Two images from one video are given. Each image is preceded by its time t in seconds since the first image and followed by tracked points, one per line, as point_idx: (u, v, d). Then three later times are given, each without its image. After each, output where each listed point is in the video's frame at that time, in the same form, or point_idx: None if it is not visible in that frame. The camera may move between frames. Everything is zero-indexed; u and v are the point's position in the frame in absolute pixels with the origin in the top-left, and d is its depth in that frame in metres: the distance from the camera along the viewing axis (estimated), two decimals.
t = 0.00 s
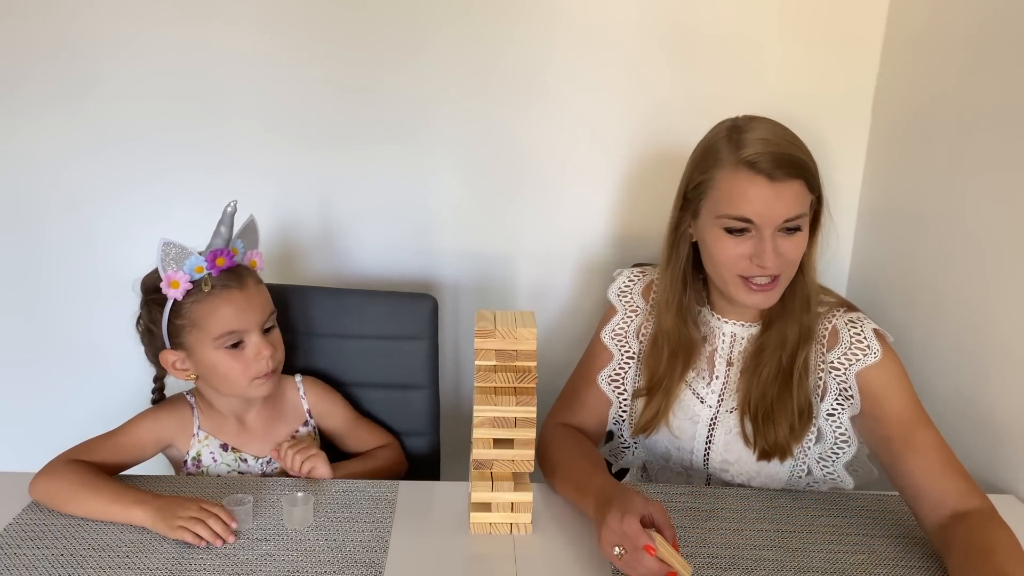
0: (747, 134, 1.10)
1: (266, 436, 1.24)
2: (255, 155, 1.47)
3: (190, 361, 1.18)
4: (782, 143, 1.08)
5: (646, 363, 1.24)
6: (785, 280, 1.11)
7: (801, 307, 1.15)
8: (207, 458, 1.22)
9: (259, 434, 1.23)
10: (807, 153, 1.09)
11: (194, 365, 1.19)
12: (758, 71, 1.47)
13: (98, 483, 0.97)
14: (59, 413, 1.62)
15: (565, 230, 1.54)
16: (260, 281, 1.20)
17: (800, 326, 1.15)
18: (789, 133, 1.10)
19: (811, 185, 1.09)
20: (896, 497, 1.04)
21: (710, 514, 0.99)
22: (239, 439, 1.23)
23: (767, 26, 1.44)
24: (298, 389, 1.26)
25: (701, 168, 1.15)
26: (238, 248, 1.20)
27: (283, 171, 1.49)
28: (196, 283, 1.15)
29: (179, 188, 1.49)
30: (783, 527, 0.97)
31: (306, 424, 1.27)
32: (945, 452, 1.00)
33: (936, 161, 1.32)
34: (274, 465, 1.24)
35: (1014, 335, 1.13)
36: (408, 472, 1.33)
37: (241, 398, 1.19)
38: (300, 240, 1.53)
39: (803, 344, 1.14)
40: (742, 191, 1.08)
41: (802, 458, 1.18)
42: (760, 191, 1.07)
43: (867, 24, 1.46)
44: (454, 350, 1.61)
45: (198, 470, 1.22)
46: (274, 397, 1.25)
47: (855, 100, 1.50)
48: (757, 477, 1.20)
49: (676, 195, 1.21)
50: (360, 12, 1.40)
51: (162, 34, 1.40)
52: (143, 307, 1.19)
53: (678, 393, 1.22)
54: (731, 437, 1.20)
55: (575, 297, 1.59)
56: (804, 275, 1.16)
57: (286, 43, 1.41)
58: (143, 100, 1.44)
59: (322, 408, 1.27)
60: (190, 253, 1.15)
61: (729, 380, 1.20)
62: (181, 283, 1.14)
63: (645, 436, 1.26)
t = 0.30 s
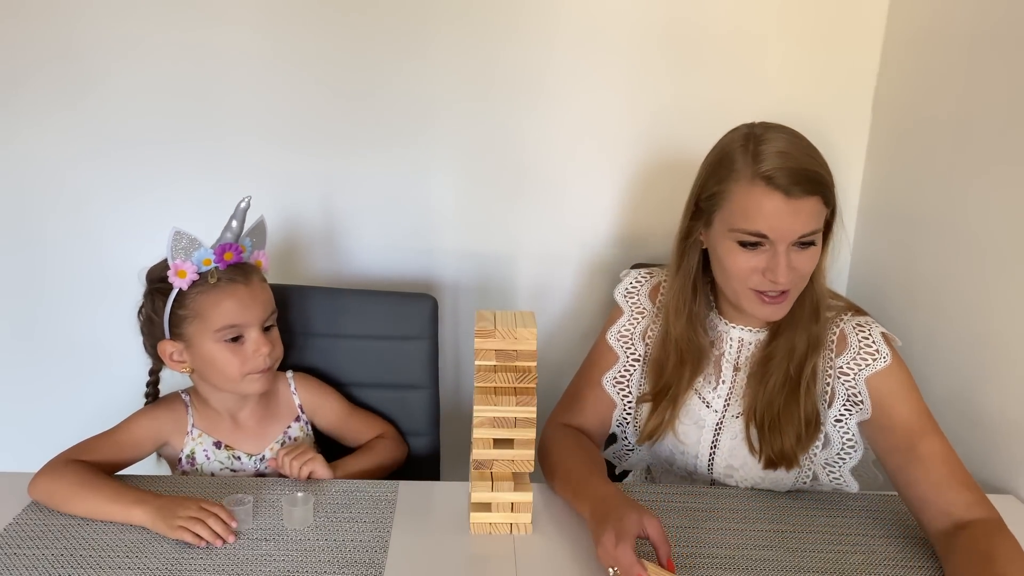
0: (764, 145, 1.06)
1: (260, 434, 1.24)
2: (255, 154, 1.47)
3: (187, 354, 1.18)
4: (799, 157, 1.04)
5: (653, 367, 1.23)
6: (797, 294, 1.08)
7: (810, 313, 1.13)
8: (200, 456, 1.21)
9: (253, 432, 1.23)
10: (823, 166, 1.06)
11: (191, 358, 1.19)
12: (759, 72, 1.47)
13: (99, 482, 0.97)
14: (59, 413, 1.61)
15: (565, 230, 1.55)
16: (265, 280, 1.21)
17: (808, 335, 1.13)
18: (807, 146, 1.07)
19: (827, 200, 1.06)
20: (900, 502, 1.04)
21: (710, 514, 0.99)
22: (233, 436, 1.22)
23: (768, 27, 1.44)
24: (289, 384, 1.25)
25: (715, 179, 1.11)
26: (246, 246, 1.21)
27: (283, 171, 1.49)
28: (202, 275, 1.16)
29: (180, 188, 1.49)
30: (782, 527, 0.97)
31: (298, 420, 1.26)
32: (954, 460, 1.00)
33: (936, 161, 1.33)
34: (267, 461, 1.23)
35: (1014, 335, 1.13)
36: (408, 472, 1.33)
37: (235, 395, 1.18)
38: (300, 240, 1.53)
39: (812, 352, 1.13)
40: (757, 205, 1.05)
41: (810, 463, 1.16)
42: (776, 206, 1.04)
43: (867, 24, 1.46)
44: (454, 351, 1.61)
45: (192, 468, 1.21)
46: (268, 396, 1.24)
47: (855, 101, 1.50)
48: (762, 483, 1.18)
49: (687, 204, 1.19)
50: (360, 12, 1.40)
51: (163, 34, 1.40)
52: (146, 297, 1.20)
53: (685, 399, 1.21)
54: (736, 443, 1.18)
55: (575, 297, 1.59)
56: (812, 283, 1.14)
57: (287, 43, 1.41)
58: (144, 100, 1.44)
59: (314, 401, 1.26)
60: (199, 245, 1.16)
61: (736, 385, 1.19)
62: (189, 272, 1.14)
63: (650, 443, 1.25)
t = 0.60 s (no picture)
0: (769, 150, 1.06)
1: (255, 436, 1.23)
2: (255, 154, 1.47)
3: (191, 350, 1.18)
4: (803, 162, 1.04)
5: (654, 368, 1.23)
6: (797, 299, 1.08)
7: (809, 315, 1.14)
8: (198, 454, 1.21)
9: (250, 433, 1.23)
10: (826, 172, 1.06)
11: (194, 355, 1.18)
12: (758, 72, 1.47)
13: (98, 483, 0.97)
14: (59, 412, 1.62)
15: (565, 230, 1.55)
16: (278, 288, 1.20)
17: (808, 338, 1.13)
18: (810, 150, 1.06)
19: (830, 206, 1.06)
20: (902, 501, 1.04)
21: (709, 514, 0.99)
22: (230, 436, 1.22)
23: (767, 27, 1.45)
24: (289, 388, 1.25)
25: (718, 181, 1.11)
26: (266, 252, 1.20)
27: (283, 170, 1.49)
28: (219, 275, 1.16)
29: (180, 188, 1.49)
30: (782, 527, 0.97)
31: (297, 420, 1.26)
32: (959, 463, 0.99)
33: (936, 161, 1.33)
34: (263, 462, 1.23)
35: (1014, 336, 1.13)
36: (408, 472, 1.33)
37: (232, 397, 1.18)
38: (300, 240, 1.53)
39: (812, 355, 1.13)
40: (759, 210, 1.05)
41: (811, 464, 1.16)
42: (778, 211, 1.03)
43: (867, 24, 1.46)
44: (454, 351, 1.61)
45: (189, 467, 1.21)
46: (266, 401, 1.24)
47: (855, 101, 1.50)
48: (762, 484, 1.18)
49: (690, 207, 1.19)
50: (360, 12, 1.40)
51: (162, 33, 1.40)
52: (159, 288, 1.20)
53: (686, 400, 1.21)
54: (736, 444, 1.18)
55: (575, 297, 1.59)
56: (813, 286, 1.14)
57: (287, 42, 1.41)
58: (144, 100, 1.44)
59: (311, 404, 1.26)
60: (219, 245, 1.16)
61: (736, 385, 1.19)
62: (205, 271, 1.14)
63: (651, 445, 1.25)
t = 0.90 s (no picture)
0: (771, 151, 1.06)
1: (254, 432, 1.23)
2: (256, 154, 1.48)
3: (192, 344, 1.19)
4: (806, 163, 1.04)
5: (654, 369, 1.23)
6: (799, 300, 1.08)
7: (810, 316, 1.13)
8: (197, 446, 1.21)
9: (248, 429, 1.23)
10: (829, 174, 1.06)
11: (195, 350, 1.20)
12: (758, 71, 1.47)
13: (107, 479, 0.98)
14: (60, 412, 1.62)
15: (565, 230, 1.55)
16: (284, 296, 1.19)
17: (809, 340, 1.13)
18: (812, 152, 1.07)
19: (833, 208, 1.06)
20: (903, 502, 1.04)
21: (710, 514, 0.99)
22: (229, 430, 1.22)
23: (768, 27, 1.45)
24: (289, 386, 1.25)
25: (722, 182, 1.11)
26: (278, 261, 1.17)
27: (284, 171, 1.49)
28: (224, 280, 1.15)
29: (181, 188, 1.49)
30: (783, 527, 0.97)
31: (297, 420, 1.26)
32: (960, 463, 0.99)
33: (935, 161, 1.33)
34: (262, 458, 1.23)
35: (1014, 336, 1.13)
36: (408, 472, 1.33)
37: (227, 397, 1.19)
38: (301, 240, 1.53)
39: (812, 357, 1.13)
40: (762, 212, 1.05)
41: (811, 465, 1.16)
42: (781, 213, 1.03)
43: (867, 24, 1.46)
44: (454, 350, 1.61)
45: (188, 459, 1.21)
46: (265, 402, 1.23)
47: (855, 100, 1.50)
48: (763, 484, 1.17)
49: (692, 209, 1.19)
50: (360, 12, 1.40)
51: (163, 33, 1.40)
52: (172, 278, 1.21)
53: (686, 401, 1.21)
54: (736, 444, 1.18)
55: (575, 297, 1.59)
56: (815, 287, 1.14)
57: (287, 43, 1.41)
58: (145, 100, 1.44)
59: (313, 404, 1.25)
60: (226, 252, 1.15)
61: (737, 386, 1.19)
62: (209, 274, 1.14)
63: (652, 446, 1.25)
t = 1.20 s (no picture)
0: (774, 157, 1.06)
1: (254, 434, 1.23)
2: (256, 154, 1.48)
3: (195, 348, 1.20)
4: (810, 168, 1.04)
5: (655, 370, 1.22)
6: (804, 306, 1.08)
7: (813, 318, 1.13)
8: (199, 446, 1.22)
9: (249, 430, 1.23)
10: (832, 179, 1.06)
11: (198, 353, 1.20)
12: (758, 71, 1.47)
13: (113, 479, 0.99)
14: (60, 412, 1.62)
15: (565, 230, 1.55)
16: (286, 315, 1.18)
17: (811, 342, 1.13)
18: (816, 157, 1.06)
19: (837, 213, 1.05)
20: (904, 501, 1.04)
21: (710, 514, 1.00)
22: (230, 430, 1.22)
23: (767, 27, 1.44)
24: (290, 388, 1.25)
25: (725, 189, 1.11)
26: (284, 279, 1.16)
27: (284, 171, 1.49)
28: (228, 294, 1.14)
29: (181, 188, 1.49)
30: (783, 527, 0.97)
31: (298, 420, 1.25)
32: (960, 464, 0.99)
33: (935, 161, 1.33)
34: (263, 459, 1.23)
35: (1014, 336, 1.13)
36: (408, 472, 1.33)
37: (225, 404, 1.20)
38: (301, 240, 1.53)
39: (815, 361, 1.12)
40: (766, 219, 1.04)
41: (812, 465, 1.17)
42: (785, 219, 1.03)
43: (867, 23, 1.46)
44: (454, 350, 1.61)
45: (191, 458, 1.21)
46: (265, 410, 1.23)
47: (855, 100, 1.50)
48: (763, 484, 1.18)
49: (695, 214, 1.18)
50: (359, 12, 1.40)
51: (162, 33, 1.40)
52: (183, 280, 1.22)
53: (687, 404, 1.20)
54: (737, 446, 1.18)
55: (575, 297, 1.59)
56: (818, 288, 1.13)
57: (287, 43, 1.41)
58: (145, 100, 1.44)
59: (314, 405, 1.26)
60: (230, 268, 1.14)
61: (738, 388, 1.19)
62: (212, 287, 1.13)
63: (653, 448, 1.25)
